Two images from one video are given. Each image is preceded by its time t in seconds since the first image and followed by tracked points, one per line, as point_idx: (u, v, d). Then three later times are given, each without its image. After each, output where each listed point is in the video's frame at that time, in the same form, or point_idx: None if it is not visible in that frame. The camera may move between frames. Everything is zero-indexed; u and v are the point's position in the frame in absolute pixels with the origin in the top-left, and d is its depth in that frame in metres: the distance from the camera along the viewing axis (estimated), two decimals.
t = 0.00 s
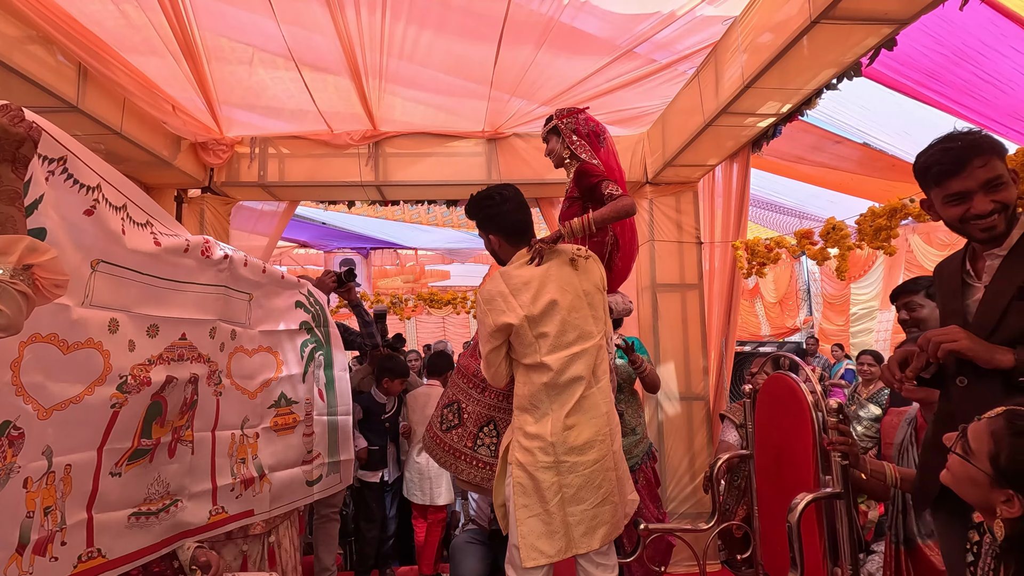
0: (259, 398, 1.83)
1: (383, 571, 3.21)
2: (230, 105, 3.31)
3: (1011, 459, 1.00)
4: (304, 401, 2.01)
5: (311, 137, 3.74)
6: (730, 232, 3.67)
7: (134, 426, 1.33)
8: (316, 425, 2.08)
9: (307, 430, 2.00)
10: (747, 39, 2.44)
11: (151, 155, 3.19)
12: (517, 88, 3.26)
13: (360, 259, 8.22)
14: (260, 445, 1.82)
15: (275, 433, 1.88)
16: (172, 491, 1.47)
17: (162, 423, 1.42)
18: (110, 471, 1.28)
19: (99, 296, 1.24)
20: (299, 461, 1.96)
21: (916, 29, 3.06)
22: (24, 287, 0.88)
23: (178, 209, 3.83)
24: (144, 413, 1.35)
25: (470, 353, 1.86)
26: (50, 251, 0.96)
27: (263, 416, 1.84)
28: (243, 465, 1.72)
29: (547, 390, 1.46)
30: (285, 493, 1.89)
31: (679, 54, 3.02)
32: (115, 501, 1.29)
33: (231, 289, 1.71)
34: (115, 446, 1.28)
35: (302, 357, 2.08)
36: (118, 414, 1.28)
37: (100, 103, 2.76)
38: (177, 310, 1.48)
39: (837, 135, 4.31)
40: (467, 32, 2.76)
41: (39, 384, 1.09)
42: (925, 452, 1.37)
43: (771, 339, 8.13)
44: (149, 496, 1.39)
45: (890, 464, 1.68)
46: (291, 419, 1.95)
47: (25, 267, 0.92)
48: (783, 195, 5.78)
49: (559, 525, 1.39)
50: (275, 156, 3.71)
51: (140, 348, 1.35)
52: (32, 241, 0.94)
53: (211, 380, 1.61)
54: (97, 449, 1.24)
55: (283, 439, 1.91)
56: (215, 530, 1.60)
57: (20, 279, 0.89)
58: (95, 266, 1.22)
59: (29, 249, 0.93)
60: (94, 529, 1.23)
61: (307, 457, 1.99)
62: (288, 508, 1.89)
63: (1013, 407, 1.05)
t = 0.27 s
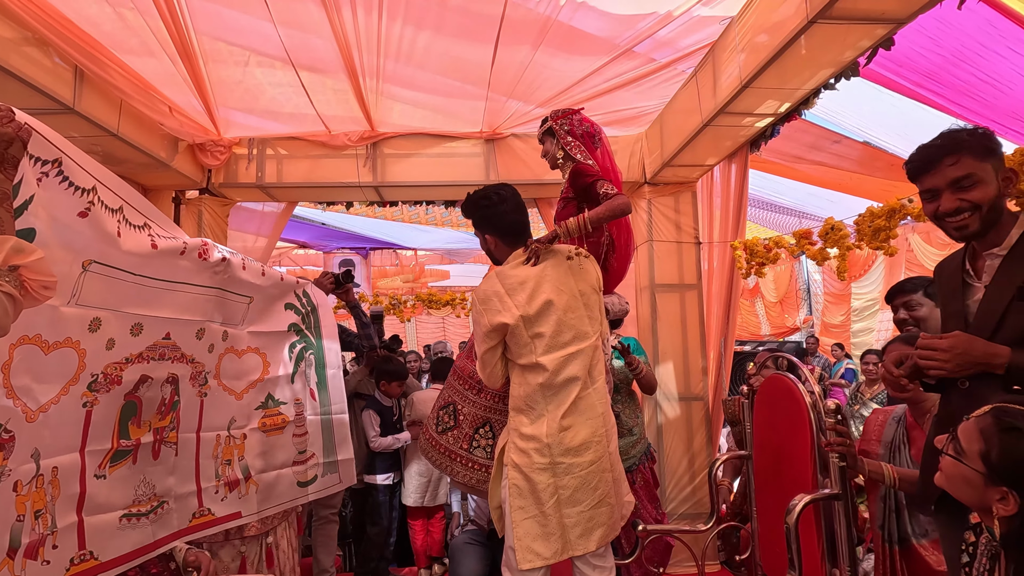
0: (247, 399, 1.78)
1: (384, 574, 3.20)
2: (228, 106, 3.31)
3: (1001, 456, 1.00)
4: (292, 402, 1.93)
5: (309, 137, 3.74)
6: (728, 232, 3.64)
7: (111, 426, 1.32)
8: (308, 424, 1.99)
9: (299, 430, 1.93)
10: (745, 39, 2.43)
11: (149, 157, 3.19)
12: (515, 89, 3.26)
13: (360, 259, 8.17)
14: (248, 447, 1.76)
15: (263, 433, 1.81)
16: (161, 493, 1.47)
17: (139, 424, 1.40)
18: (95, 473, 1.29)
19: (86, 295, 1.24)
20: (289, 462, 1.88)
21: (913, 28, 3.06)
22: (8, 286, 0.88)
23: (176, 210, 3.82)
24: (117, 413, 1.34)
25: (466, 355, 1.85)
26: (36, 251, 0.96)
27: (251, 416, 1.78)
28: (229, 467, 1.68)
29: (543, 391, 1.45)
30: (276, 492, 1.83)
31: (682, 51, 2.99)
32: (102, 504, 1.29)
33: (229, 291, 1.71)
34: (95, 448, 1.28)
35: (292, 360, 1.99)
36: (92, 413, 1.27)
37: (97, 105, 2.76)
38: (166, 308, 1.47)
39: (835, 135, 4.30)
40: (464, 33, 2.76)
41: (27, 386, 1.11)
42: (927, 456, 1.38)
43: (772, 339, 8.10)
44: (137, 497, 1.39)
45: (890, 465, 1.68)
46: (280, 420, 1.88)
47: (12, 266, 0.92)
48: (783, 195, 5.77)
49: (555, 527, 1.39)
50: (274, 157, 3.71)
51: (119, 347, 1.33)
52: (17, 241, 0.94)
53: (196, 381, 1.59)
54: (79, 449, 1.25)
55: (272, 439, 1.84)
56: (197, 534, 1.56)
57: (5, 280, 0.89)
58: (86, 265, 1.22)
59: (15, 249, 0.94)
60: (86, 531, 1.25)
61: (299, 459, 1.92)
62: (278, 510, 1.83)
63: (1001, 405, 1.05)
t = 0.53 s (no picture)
0: (248, 397, 1.76)
1: None
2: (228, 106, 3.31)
3: (1003, 450, 1.00)
4: (295, 400, 1.88)
5: (310, 137, 3.74)
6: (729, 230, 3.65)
7: (107, 423, 1.33)
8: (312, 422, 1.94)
9: (302, 427, 1.88)
10: (745, 37, 2.43)
11: (150, 157, 3.20)
12: (516, 89, 3.27)
13: (360, 259, 8.24)
14: (250, 446, 1.74)
15: (266, 433, 1.79)
16: (163, 492, 1.47)
17: (136, 421, 1.40)
18: (91, 470, 1.29)
19: (86, 292, 1.25)
20: (294, 459, 1.84)
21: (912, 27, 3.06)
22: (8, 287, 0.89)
23: (177, 210, 3.83)
24: (114, 410, 1.34)
25: (466, 354, 1.85)
26: (36, 254, 0.97)
27: (253, 415, 1.76)
28: (231, 466, 1.67)
29: (542, 389, 1.46)
30: (281, 489, 1.80)
31: (683, 49, 2.99)
32: (102, 501, 1.30)
33: (229, 290, 1.71)
34: (90, 445, 1.29)
35: (295, 357, 1.94)
36: (88, 410, 1.28)
37: (99, 105, 2.77)
38: (167, 306, 1.47)
39: (836, 133, 4.30)
40: (464, 32, 2.76)
41: (23, 382, 1.14)
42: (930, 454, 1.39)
43: (772, 338, 7.91)
44: (138, 494, 1.40)
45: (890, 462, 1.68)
46: (284, 418, 1.85)
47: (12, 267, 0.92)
48: (783, 193, 5.77)
49: (555, 525, 1.39)
50: (274, 157, 3.71)
51: (120, 344, 1.34)
52: (18, 243, 0.95)
53: (194, 380, 1.58)
54: (74, 446, 1.26)
55: (274, 438, 1.81)
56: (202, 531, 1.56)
57: (5, 281, 0.89)
58: (85, 263, 1.23)
59: (16, 251, 0.94)
60: (83, 527, 1.26)
61: (304, 458, 1.87)
62: (281, 509, 1.78)
63: (1001, 400, 1.06)
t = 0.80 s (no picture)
0: (251, 404, 1.78)
1: None
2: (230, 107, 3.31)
3: (1005, 448, 1.01)
4: (296, 409, 1.91)
5: (311, 138, 3.74)
6: (731, 229, 3.67)
7: (113, 424, 1.33)
8: (313, 432, 1.97)
9: (304, 436, 1.91)
10: (747, 37, 2.43)
11: (153, 158, 3.21)
12: (518, 90, 3.28)
13: (361, 259, 8.26)
14: (252, 452, 1.75)
15: (268, 440, 1.80)
16: (162, 492, 1.46)
17: (145, 423, 1.42)
18: (92, 471, 1.29)
19: (93, 294, 1.25)
20: (297, 468, 1.87)
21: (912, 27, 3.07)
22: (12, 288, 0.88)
23: (179, 211, 3.84)
24: (120, 412, 1.35)
25: (469, 355, 1.86)
26: (41, 254, 0.95)
27: (256, 422, 1.77)
28: (234, 471, 1.68)
29: (543, 389, 1.46)
30: (284, 497, 1.82)
31: (683, 50, 3.00)
32: (100, 503, 1.30)
33: (237, 294, 1.73)
34: (93, 446, 1.29)
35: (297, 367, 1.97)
36: (91, 409, 1.28)
37: (102, 107, 2.78)
38: (176, 310, 1.48)
39: (836, 133, 4.31)
40: (466, 33, 2.77)
41: (34, 382, 1.14)
42: (932, 454, 1.39)
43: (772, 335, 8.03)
44: (140, 498, 1.40)
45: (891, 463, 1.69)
46: (285, 425, 1.87)
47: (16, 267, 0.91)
48: (784, 193, 5.77)
49: (557, 525, 1.40)
50: (276, 158, 3.72)
51: (126, 344, 1.35)
52: (24, 243, 0.94)
53: (204, 383, 1.60)
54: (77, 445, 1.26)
55: (276, 447, 1.82)
56: (202, 537, 1.56)
57: (9, 281, 0.88)
58: (101, 267, 1.25)
59: (21, 251, 0.93)
60: (77, 529, 1.25)
61: (305, 465, 1.89)
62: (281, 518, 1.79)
63: (1002, 399, 1.07)
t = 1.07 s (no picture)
0: (251, 406, 1.78)
1: None
2: (233, 109, 3.32)
3: (1006, 447, 1.02)
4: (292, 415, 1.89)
5: (313, 139, 3.75)
6: (733, 229, 3.71)
7: (122, 426, 1.34)
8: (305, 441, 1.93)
9: (298, 443, 1.88)
10: (749, 37, 2.44)
11: (156, 160, 3.22)
12: (519, 90, 3.28)
13: (363, 260, 8.27)
14: (247, 456, 1.76)
15: (261, 445, 1.80)
16: (176, 499, 1.50)
17: (155, 425, 1.44)
18: (102, 473, 1.29)
19: (104, 298, 1.25)
20: (289, 475, 1.84)
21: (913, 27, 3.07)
22: (19, 293, 0.87)
23: (181, 212, 3.85)
24: (129, 413, 1.36)
25: (472, 355, 1.87)
26: (48, 258, 0.95)
27: (253, 426, 1.78)
28: (229, 474, 1.68)
29: (547, 391, 1.47)
30: (276, 504, 1.80)
31: (680, 53, 3.01)
32: (107, 506, 1.31)
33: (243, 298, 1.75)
34: (107, 448, 1.30)
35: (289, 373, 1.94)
36: (108, 414, 1.29)
37: (106, 109, 2.79)
38: (185, 311, 1.50)
39: (837, 133, 4.31)
40: (468, 35, 2.77)
41: (61, 392, 1.15)
42: (931, 454, 1.39)
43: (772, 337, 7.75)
44: (145, 501, 1.41)
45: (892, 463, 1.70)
46: (280, 431, 1.85)
47: (24, 271, 0.91)
48: (785, 193, 5.78)
49: (560, 525, 1.40)
50: (278, 159, 3.73)
51: (135, 348, 1.35)
52: (31, 247, 0.93)
53: (211, 386, 1.63)
54: (96, 449, 1.26)
55: (268, 451, 1.81)
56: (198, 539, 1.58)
57: (16, 284, 0.88)
58: (104, 268, 1.23)
59: (28, 254, 0.92)
60: (85, 531, 1.25)
61: (298, 472, 1.86)
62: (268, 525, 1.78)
63: (1002, 398, 1.07)
